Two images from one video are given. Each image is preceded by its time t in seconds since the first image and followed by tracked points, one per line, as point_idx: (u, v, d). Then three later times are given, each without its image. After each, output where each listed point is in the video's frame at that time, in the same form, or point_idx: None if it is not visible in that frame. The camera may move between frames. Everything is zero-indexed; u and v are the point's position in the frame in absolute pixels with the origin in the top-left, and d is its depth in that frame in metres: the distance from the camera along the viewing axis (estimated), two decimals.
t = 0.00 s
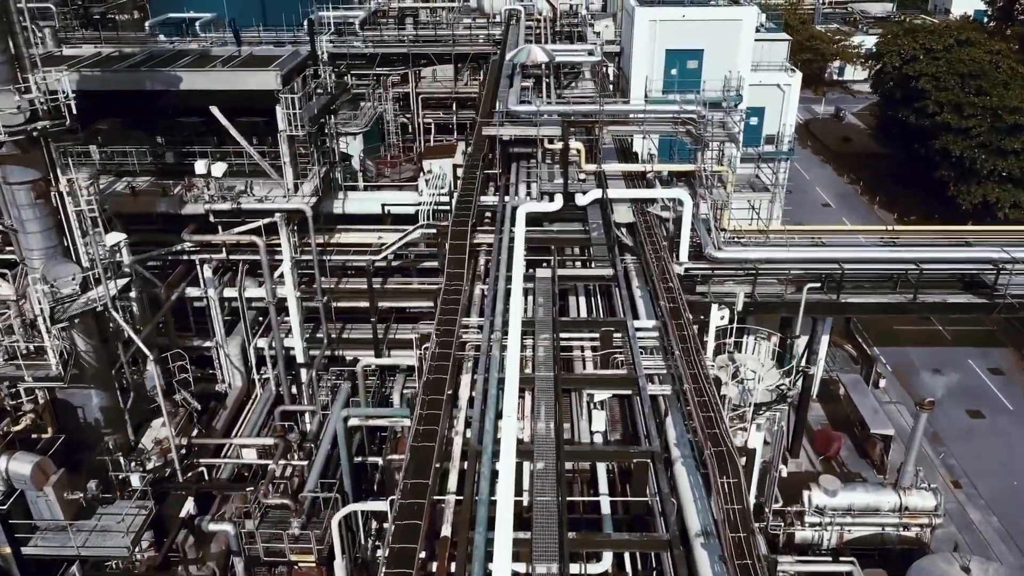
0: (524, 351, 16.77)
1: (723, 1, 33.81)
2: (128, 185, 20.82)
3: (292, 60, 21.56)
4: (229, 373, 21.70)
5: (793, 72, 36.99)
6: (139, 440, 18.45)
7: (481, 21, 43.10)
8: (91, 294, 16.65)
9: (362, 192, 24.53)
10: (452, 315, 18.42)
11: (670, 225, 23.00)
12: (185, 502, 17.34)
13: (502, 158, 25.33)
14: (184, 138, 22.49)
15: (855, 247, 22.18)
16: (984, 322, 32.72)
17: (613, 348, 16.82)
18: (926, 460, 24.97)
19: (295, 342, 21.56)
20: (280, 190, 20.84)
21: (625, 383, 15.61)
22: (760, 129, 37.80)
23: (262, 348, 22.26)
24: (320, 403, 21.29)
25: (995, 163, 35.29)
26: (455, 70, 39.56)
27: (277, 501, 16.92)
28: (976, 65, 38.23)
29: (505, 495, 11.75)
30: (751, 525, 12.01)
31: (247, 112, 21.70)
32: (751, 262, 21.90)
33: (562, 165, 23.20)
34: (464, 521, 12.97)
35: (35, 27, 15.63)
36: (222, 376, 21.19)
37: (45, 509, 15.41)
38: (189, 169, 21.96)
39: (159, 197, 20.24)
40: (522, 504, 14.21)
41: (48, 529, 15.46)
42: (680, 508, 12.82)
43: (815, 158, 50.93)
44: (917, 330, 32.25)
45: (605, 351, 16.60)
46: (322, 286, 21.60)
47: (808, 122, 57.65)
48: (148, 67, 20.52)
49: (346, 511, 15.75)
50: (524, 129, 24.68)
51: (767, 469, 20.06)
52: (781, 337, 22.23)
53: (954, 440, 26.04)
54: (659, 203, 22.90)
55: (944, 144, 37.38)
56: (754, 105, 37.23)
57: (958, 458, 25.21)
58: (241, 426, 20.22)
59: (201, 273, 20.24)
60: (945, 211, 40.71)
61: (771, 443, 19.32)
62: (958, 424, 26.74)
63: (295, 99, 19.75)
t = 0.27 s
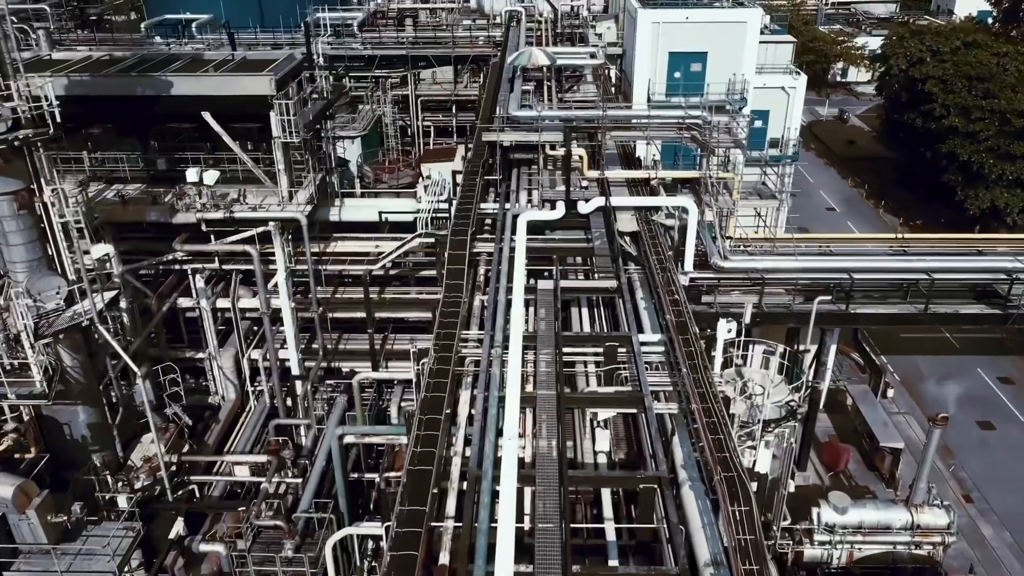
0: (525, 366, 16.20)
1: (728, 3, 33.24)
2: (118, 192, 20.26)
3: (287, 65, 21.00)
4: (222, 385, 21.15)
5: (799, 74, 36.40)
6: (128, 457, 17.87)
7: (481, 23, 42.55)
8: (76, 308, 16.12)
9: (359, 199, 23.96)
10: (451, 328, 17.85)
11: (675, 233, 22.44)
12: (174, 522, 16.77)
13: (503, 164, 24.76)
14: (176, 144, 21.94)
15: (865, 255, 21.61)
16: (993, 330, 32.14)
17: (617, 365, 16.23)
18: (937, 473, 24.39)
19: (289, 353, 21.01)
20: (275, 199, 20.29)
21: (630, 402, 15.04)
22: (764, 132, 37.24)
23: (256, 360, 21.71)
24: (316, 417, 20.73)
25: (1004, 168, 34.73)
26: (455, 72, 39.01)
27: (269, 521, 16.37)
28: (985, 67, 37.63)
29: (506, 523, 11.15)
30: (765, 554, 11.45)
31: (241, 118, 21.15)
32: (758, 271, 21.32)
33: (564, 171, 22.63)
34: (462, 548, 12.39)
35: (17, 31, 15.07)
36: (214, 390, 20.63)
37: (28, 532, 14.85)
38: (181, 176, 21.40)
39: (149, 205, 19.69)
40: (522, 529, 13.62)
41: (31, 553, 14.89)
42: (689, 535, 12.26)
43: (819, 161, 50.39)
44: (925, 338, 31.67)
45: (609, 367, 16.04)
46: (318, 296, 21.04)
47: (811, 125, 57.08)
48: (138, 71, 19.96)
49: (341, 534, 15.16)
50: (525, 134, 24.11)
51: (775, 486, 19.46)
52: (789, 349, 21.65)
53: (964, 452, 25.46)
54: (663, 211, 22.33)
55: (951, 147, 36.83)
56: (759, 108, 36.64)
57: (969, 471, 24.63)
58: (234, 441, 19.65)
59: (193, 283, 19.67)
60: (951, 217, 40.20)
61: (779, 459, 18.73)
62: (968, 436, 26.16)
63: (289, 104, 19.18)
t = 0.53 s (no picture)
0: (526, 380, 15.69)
1: (731, 4, 32.73)
2: (109, 200, 19.79)
3: (282, 69, 20.49)
4: (216, 396, 20.69)
5: (803, 77, 35.88)
6: (117, 472, 17.42)
7: (480, 24, 42.06)
8: (62, 319, 15.57)
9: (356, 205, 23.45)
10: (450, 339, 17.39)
11: (679, 240, 21.96)
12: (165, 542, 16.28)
13: (503, 169, 24.27)
14: (169, 150, 21.47)
15: (874, 263, 21.12)
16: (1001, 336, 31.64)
17: (621, 379, 15.71)
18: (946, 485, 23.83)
19: (284, 364, 20.53)
20: (270, 206, 19.80)
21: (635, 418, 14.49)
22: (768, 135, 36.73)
23: (251, 370, 21.25)
24: (311, 429, 20.26)
25: (1012, 171, 34.22)
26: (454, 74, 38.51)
27: (262, 541, 15.84)
28: (992, 69, 37.12)
29: (506, 549, 10.65)
30: None
31: (236, 123, 20.67)
32: (765, 279, 20.81)
33: (565, 177, 22.17)
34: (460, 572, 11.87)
35: None
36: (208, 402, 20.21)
37: (11, 554, 14.35)
38: (174, 182, 20.93)
39: (141, 213, 19.20)
40: (523, 553, 13.13)
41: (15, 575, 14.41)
42: (696, 564, 11.76)
43: (822, 164, 49.90)
44: (932, 345, 31.16)
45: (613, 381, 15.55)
46: (313, 305, 20.56)
47: (814, 126, 56.58)
48: (130, 75, 19.46)
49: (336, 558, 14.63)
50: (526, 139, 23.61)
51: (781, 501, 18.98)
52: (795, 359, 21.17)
53: (974, 462, 24.95)
54: (667, 218, 21.85)
55: (958, 151, 36.33)
56: (763, 111, 36.10)
57: (979, 482, 24.10)
58: (226, 456, 19.14)
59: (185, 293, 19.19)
60: (956, 221, 39.85)
61: (787, 474, 18.20)
62: (977, 445, 25.66)
63: (284, 109, 18.66)
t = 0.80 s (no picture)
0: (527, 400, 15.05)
1: (736, 6, 32.11)
2: (97, 210, 19.20)
3: (275, 75, 19.88)
4: (207, 412, 20.10)
5: (808, 80, 35.29)
6: (103, 494, 16.84)
7: (480, 26, 41.49)
8: (45, 336, 15.15)
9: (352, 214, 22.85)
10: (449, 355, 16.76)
11: (684, 251, 21.36)
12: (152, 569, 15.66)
13: (503, 176, 23.68)
14: (159, 158, 20.88)
15: (885, 275, 20.53)
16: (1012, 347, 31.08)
17: (627, 400, 15.07)
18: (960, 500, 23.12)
19: (278, 379, 19.92)
20: (263, 217, 19.20)
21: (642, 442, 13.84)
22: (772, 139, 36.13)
23: (244, 386, 20.65)
24: (306, 446, 19.67)
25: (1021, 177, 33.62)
26: (454, 77, 37.92)
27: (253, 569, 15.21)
28: (1001, 73, 36.51)
29: None
30: None
31: (228, 131, 20.07)
32: (773, 291, 20.21)
33: (567, 186, 21.57)
34: None
35: None
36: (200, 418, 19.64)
37: None
38: (164, 191, 20.35)
39: (129, 224, 18.60)
40: None
41: None
42: None
43: (826, 167, 49.32)
44: (941, 355, 30.58)
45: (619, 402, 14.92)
46: (308, 319, 19.95)
47: (817, 129, 56.01)
48: (117, 82, 18.87)
49: None
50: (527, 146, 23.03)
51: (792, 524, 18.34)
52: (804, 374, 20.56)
53: (986, 477, 24.34)
54: (672, 227, 21.27)
55: (966, 156, 35.71)
56: (767, 115, 35.51)
57: (992, 498, 23.48)
58: (218, 475, 18.52)
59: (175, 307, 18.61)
60: (963, 226, 39.41)
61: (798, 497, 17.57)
62: (990, 460, 25.05)
63: (276, 117, 18.06)
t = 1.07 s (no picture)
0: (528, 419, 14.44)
1: (740, 9, 31.52)
2: (84, 220, 18.64)
3: (268, 80, 19.30)
4: (199, 427, 19.52)
5: (813, 83, 34.72)
6: (90, 515, 16.27)
7: (480, 29, 40.95)
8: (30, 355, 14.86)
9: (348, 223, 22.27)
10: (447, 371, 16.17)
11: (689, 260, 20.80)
12: None
13: (503, 184, 23.11)
14: (150, 166, 20.33)
15: (896, 286, 19.95)
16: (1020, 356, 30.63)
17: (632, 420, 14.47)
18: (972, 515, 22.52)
19: (272, 393, 19.34)
20: (255, 227, 18.62)
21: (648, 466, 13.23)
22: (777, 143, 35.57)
23: (237, 400, 20.07)
24: (300, 463, 19.07)
25: None
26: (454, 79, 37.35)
27: None
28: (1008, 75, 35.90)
29: None
30: None
31: (220, 139, 19.50)
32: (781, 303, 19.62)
33: (568, 194, 21.00)
34: None
35: None
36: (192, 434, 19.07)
37: None
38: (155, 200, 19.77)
39: (117, 235, 18.04)
40: None
41: None
42: None
43: (830, 170, 48.74)
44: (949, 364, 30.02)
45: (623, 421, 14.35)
46: (301, 331, 19.37)
47: (820, 131, 55.45)
48: (105, 88, 18.30)
49: None
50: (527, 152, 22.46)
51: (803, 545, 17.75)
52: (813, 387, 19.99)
53: (998, 491, 23.76)
54: (677, 237, 20.71)
55: (973, 160, 35.12)
56: (772, 118, 34.94)
57: (1005, 513, 22.89)
58: (209, 493, 17.91)
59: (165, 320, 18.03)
60: (970, 230, 38.86)
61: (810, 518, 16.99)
62: (1002, 473, 24.47)
63: (268, 124, 17.48)
